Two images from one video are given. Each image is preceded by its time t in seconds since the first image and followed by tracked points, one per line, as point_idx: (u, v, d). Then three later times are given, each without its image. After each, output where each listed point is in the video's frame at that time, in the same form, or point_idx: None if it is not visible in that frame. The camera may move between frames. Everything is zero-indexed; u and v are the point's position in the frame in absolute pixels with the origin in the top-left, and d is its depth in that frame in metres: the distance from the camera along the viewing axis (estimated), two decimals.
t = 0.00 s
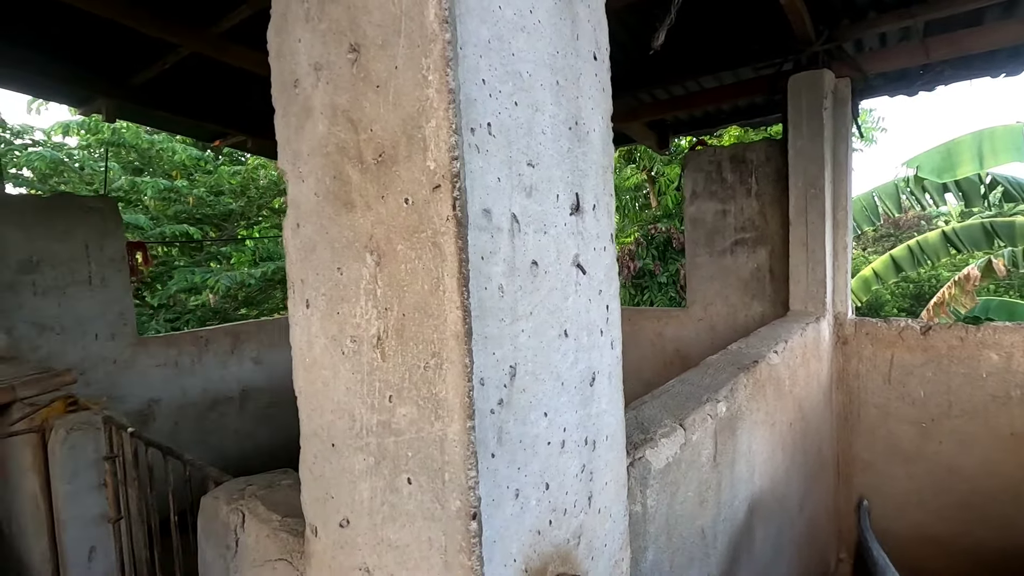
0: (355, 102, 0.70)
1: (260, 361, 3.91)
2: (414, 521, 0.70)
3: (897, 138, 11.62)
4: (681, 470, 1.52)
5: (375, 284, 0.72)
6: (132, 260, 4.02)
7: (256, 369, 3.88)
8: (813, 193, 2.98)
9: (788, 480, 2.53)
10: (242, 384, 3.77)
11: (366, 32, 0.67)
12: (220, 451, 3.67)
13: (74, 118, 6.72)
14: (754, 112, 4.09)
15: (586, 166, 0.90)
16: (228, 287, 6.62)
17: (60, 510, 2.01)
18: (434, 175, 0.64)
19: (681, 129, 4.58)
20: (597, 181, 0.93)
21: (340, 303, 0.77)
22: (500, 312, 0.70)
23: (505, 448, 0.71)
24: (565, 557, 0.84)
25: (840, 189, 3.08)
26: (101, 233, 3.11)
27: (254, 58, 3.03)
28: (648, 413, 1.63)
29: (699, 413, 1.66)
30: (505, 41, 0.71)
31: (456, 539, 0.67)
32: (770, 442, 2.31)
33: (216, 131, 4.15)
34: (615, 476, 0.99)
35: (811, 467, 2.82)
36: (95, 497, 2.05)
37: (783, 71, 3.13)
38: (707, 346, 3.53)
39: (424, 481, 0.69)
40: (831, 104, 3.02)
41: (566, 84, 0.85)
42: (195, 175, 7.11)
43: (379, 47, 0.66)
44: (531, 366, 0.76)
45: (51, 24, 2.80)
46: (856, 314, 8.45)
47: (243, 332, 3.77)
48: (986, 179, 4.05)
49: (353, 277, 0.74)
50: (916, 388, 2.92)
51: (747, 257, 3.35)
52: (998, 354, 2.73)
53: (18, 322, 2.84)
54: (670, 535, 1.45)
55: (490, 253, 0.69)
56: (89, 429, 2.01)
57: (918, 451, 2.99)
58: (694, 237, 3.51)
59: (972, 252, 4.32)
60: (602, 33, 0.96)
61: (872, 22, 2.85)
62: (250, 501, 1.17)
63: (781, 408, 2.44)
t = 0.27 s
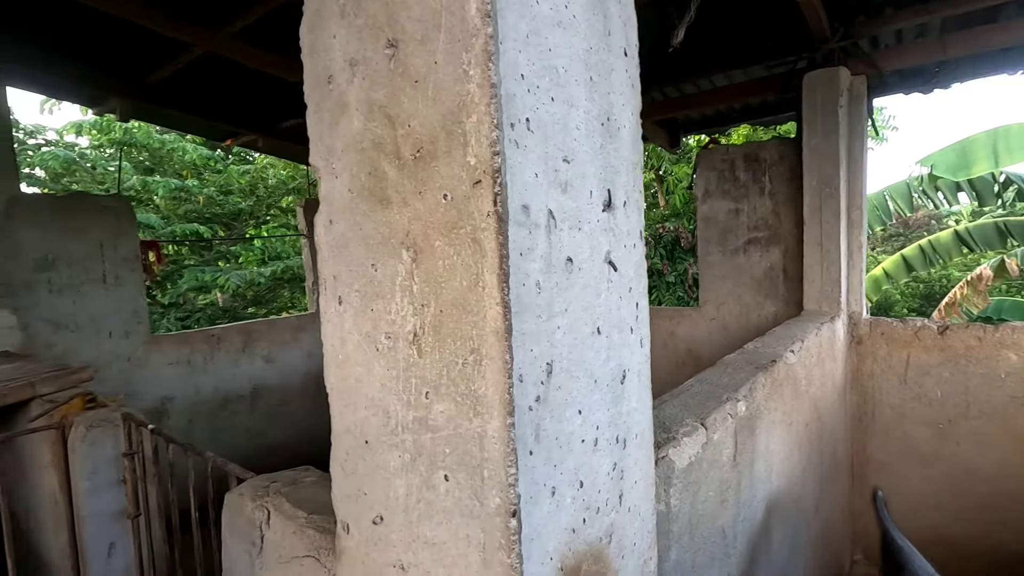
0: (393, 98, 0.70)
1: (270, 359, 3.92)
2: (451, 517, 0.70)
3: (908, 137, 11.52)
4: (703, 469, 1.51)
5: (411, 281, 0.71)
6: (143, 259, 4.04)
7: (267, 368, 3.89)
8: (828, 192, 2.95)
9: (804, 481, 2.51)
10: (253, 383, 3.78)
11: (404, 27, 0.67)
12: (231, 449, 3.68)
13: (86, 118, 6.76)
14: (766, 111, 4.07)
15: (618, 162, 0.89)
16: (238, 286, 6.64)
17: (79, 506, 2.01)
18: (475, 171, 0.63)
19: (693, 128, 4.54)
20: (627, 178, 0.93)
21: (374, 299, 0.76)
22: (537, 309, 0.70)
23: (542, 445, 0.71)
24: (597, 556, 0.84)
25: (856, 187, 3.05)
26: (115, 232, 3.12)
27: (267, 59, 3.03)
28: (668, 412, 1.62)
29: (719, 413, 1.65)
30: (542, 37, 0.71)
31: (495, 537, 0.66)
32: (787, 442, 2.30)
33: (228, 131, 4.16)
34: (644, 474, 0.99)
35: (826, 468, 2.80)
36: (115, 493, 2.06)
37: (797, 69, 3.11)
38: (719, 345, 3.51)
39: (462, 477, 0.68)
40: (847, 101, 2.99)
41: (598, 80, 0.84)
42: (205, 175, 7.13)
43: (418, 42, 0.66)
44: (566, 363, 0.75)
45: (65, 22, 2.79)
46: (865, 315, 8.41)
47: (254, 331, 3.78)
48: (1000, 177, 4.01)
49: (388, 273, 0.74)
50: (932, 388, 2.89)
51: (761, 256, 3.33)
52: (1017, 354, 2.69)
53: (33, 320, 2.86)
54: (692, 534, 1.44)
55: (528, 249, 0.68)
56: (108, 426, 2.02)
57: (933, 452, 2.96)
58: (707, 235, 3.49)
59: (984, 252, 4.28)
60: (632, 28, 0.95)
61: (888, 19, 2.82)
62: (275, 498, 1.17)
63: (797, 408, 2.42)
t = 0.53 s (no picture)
0: (436, 100, 0.71)
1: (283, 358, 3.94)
2: (493, 514, 0.71)
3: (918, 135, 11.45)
4: (724, 468, 1.51)
5: (452, 281, 0.72)
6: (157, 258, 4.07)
7: (280, 366, 3.91)
8: (843, 191, 2.94)
9: (819, 481, 2.51)
10: (266, 381, 3.81)
11: (449, 30, 0.68)
12: (245, 447, 3.70)
13: (98, 118, 6.81)
14: (777, 110, 4.06)
15: (651, 164, 0.90)
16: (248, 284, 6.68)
17: (103, 503, 2.04)
18: (520, 173, 0.64)
19: (704, 127, 4.53)
20: (660, 179, 0.94)
21: (414, 299, 0.77)
22: (578, 309, 0.71)
23: (583, 443, 0.71)
24: (631, 553, 0.85)
25: (870, 186, 3.04)
26: (131, 231, 3.15)
27: (281, 59, 3.06)
28: (689, 412, 1.63)
29: (740, 412, 1.65)
30: (583, 39, 0.72)
31: (538, 533, 0.67)
32: (803, 442, 2.29)
33: (241, 131, 4.18)
34: (674, 473, 1.00)
35: (840, 468, 2.79)
36: (137, 489, 2.08)
37: (811, 68, 3.10)
38: (731, 345, 3.51)
39: (505, 475, 0.70)
40: (862, 101, 2.97)
41: (634, 82, 0.85)
42: (215, 174, 7.17)
43: (462, 46, 0.67)
44: (604, 362, 0.76)
45: (79, 22, 2.80)
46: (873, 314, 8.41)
47: (267, 330, 3.80)
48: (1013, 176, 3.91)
49: (430, 273, 0.75)
50: (948, 389, 2.87)
51: (773, 255, 3.32)
52: None
53: (51, 319, 2.89)
54: (714, 533, 1.45)
55: (570, 249, 0.69)
56: (130, 423, 2.05)
57: (948, 453, 2.94)
58: (719, 235, 3.48)
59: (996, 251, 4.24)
60: (664, 30, 0.96)
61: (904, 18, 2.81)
62: (304, 495, 1.18)
63: (813, 408, 2.42)
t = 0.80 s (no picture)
0: (454, 98, 0.70)
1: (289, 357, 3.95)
2: (510, 513, 0.71)
3: (925, 135, 11.39)
4: (735, 468, 1.51)
5: (469, 279, 0.72)
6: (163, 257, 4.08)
7: (286, 365, 3.92)
8: (851, 190, 2.92)
9: (828, 482, 2.50)
10: (272, 380, 3.81)
11: (467, 27, 0.68)
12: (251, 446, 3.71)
13: (105, 118, 6.84)
14: (784, 109, 4.04)
15: (667, 162, 0.90)
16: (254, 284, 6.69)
17: (112, 501, 2.03)
18: (539, 170, 0.64)
19: (710, 127, 4.51)
20: (675, 176, 0.93)
21: (430, 297, 0.77)
22: (596, 307, 0.70)
23: (600, 442, 0.71)
24: (647, 553, 0.84)
25: (879, 186, 3.02)
26: (138, 230, 3.16)
27: (289, 60, 3.06)
28: (699, 412, 1.62)
29: (750, 412, 1.65)
30: (601, 36, 0.72)
31: (556, 533, 0.67)
32: (812, 443, 2.28)
33: (247, 130, 4.18)
34: (688, 473, 0.99)
35: (849, 469, 2.78)
36: (146, 487, 2.08)
37: (820, 67, 3.09)
38: (738, 345, 3.50)
39: (522, 474, 0.69)
40: (871, 99, 2.95)
41: (650, 79, 0.85)
42: (221, 174, 7.18)
43: (481, 43, 0.67)
44: (621, 361, 0.76)
45: (87, 22, 2.80)
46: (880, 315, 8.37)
47: (273, 329, 3.81)
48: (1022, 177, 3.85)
49: (446, 271, 0.75)
50: (958, 389, 2.84)
51: (781, 255, 3.30)
52: None
53: (59, 317, 2.90)
54: (726, 534, 1.44)
55: (589, 247, 0.69)
56: (139, 421, 2.05)
57: (958, 454, 2.91)
58: (726, 235, 3.47)
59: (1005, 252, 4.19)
60: (680, 27, 0.96)
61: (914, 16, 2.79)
62: (315, 494, 1.18)
63: (822, 408, 2.41)
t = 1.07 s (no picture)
0: (463, 99, 0.70)
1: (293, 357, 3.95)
2: (518, 516, 0.70)
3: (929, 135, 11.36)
4: (741, 470, 1.50)
5: (478, 281, 0.72)
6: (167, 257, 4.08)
7: (289, 365, 3.92)
8: (856, 191, 2.91)
9: (832, 483, 2.49)
10: (275, 380, 3.82)
11: (476, 28, 0.68)
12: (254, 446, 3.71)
13: (109, 118, 6.85)
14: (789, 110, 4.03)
15: (675, 163, 0.90)
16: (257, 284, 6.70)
17: (117, 500, 2.04)
18: (550, 171, 0.64)
19: (714, 127, 4.49)
20: (683, 178, 0.93)
21: (438, 298, 0.77)
22: (606, 309, 0.70)
23: (609, 444, 0.71)
24: (655, 556, 0.84)
25: (883, 186, 3.01)
26: (143, 231, 3.17)
27: (286, 57, 3.01)
28: (705, 413, 1.61)
29: (756, 414, 1.64)
30: (611, 37, 0.71)
31: (565, 536, 0.67)
32: (817, 444, 2.27)
33: (250, 131, 4.19)
34: (696, 475, 0.99)
35: (853, 471, 2.77)
36: (150, 488, 2.08)
37: (825, 67, 3.08)
38: (742, 346, 3.49)
39: (531, 477, 0.69)
40: (876, 99, 2.94)
41: (659, 80, 0.84)
42: (224, 174, 7.19)
43: (491, 44, 0.67)
44: (630, 363, 0.75)
45: (92, 22, 2.81)
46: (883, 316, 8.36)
47: (276, 329, 3.81)
48: None
49: (455, 272, 0.74)
50: (963, 391, 2.83)
51: (785, 256, 3.30)
52: None
53: (64, 317, 2.90)
54: (732, 536, 1.44)
55: (598, 249, 0.68)
56: (144, 421, 2.06)
57: (963, 456, 2.90)
58: (731, 235, 3.46)
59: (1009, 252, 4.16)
60: (688, 28, 0.95)
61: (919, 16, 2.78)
62: (321, 494, 1.18)
63: (827, 409, 2.40)
